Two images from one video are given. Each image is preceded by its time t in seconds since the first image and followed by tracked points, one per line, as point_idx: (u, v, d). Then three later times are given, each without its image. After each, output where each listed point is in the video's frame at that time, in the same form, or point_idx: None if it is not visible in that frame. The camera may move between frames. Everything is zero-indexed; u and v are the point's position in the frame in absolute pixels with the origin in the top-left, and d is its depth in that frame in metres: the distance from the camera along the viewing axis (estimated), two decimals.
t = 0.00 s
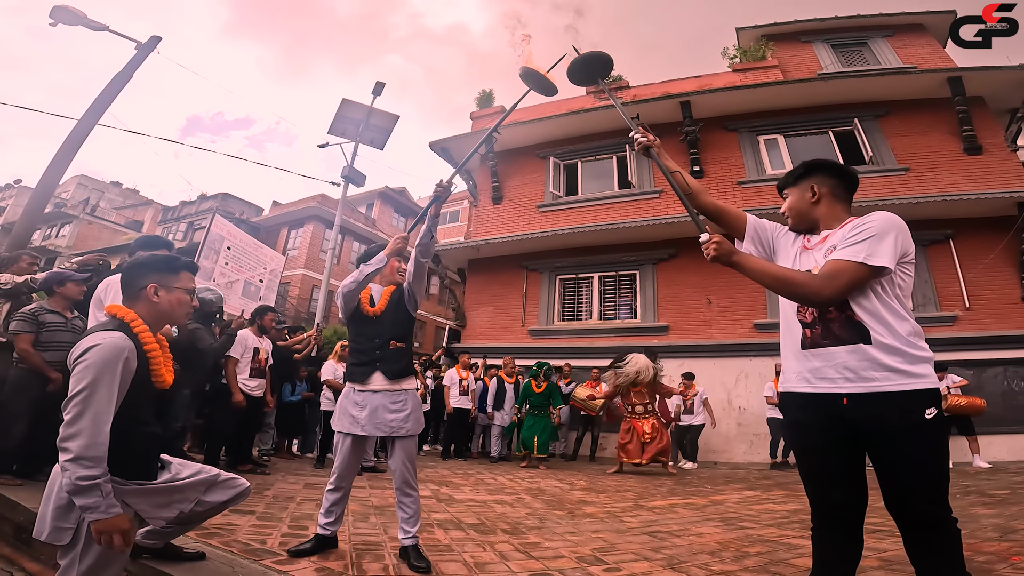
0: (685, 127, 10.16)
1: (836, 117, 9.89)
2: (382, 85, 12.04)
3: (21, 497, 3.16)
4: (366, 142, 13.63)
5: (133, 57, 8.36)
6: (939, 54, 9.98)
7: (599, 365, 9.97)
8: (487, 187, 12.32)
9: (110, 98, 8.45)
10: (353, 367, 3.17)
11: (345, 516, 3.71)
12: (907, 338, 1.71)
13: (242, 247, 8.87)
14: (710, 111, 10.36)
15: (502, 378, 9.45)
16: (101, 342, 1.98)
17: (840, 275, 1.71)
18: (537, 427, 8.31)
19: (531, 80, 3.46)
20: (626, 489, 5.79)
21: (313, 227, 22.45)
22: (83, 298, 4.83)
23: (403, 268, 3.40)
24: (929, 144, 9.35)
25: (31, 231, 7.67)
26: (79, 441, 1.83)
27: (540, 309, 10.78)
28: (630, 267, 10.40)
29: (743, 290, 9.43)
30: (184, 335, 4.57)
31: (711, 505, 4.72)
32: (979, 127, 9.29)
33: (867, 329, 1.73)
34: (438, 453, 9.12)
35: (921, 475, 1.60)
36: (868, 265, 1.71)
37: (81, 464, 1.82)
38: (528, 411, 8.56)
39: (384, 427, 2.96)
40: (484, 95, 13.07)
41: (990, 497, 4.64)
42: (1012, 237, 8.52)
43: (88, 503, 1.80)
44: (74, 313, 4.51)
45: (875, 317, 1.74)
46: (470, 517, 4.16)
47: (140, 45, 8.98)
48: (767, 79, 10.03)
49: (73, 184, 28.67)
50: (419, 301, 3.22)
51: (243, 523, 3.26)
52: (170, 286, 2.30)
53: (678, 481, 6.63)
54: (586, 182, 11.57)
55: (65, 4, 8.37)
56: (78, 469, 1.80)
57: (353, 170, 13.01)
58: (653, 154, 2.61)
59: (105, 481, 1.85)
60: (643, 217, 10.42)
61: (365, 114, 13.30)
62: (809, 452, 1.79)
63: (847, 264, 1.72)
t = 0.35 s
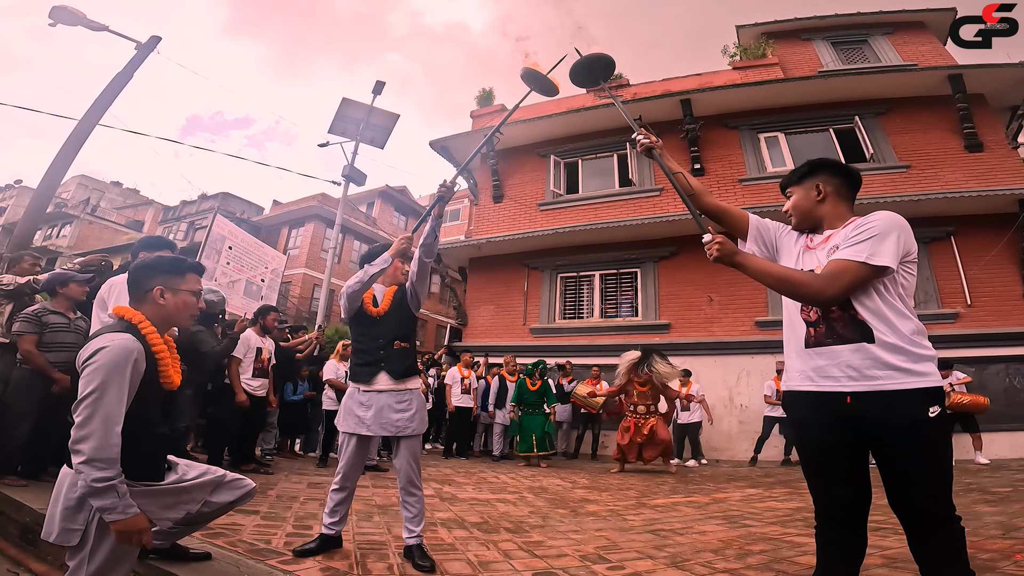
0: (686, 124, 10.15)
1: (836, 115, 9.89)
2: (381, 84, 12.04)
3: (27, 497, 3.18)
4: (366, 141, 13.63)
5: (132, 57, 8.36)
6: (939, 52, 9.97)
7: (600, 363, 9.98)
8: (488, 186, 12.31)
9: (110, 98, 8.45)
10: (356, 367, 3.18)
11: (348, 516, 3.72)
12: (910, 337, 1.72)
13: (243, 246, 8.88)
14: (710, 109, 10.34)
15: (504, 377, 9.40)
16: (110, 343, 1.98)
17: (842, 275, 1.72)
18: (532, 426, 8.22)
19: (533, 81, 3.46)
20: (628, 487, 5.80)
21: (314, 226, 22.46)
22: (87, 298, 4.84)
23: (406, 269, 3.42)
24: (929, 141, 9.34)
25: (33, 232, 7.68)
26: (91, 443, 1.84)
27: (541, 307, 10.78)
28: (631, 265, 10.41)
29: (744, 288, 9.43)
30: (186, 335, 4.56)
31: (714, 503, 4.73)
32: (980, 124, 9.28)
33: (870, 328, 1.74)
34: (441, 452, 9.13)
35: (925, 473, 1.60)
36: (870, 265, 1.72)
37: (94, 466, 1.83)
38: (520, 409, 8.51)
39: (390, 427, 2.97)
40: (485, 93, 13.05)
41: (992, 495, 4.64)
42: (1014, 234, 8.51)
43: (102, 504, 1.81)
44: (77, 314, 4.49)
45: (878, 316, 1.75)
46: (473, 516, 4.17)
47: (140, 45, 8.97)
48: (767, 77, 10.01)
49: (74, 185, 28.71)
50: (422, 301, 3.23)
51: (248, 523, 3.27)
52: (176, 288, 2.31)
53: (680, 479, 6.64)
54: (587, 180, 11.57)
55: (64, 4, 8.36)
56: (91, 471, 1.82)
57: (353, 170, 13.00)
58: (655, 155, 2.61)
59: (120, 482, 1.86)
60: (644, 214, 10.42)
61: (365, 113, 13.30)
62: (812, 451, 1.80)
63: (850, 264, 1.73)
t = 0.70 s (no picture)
0: (686, 123, 10.12)
1: (837, 113, 9.87)
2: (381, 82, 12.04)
3: (29, 497, 3.18)
4: (366, 140, 13.63)
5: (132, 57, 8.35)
6: (940, 49, 9.95)
7: (602, 361, 9.97)
8: (488, 184, 12.30)
9: (110, 98, 8.44)
10: (358, 367, 3.17)
11: (350, 515, 3.72)
12: (914, 335, 1.71)
13: (243, 246, 8.87)
14: (711, 107, 10.32)
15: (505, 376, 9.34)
16: (112, 343, 1.98)
17: (846, 274, 1.71)
18: (528, 424, 8.27)
19: (536, 82, 3.44)
20: (630, 485, 5.80)
21: (315, 225, 22.47)
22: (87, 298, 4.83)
23: (406, 269, 3.42)
24: (930, 138, 9.33)
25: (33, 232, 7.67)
26: (95, 443, 1.83)
27: (542, 306, 10.77)
28: (632, 264, 10.39)
29: (745, 286, 9.42)
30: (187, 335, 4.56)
31: (716, 501, 4.73)
32: (981, 121, 9.26)
33: (874, 327, 1.73)
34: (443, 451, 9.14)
35: (931, 471, 1.59)
36: (876, 263, 1.71)
37: (99, 466, 1.82)
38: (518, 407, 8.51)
39: (393, 426, 2.97)
40: (484, 92, 13.03)
41: (995, 493, 4.64)
42: (1015, 231, 8.50)
43: (106, 504, 1.81)
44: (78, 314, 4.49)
45: (882, 315, 1.74)
46: (475, 515, 4.17)
47: (139, 45, 8.96)
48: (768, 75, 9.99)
49: (74, 185, 28.71)
50: (423, 301, 3.23)
51: (250, 523, 3.27)
52: (176, 288, 2.31)
53: (682, 478, 6.63)
54: (588, 179, 11.55)
55: (63, 4, 8.34)
56: (95, 471, 1.81)
57: (354, 169, 13.00)
58: (656, 156, 2.60)
59: (124, 483, 1.86)
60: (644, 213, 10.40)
61: (365, 112, 13.28)
62: (818, 449, 1.79)
63: (855, 262, 1.72)
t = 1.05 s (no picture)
0: (686, 121, 10.10)
1: (837, 111, 9.86)
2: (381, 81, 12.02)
3: (31, 497, 3.19)
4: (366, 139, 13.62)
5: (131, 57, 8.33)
6: (940, 48, 9.94)
7: (603, 360, 9.96)
8: (488, 183, 12.29)
9: (109, 98, 8.42)
10: (358, 366, 3.17)
11: (352, 515, 3.72)
12: (914, 333, 1.70)
13: (244, 246, 8.86)
14: (711, 106, 10.30)
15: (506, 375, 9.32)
16: (114, 342, 1.97)
17: (848, 273, 1.70)
18: (525, 423, 8.29)
19: (537, 80, 3.43)
20: (632, 484, 5.79)
21: (315, 225, 22.46)
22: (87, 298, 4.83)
23: (406, 269, 3.42)
24: (930, 136, 9.32)
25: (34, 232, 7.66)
26: (98, 442, 1.83)
27: (542, 305, 10.77)
28: (632, 262, 10.38)
29: (746, 284, 9.41)
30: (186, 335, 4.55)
31: (718, 500, 4.72)
32: (981, 119, 9.25)
33: (874, 325, 1.72)
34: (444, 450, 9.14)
35: (934, 470, 1.59)
36: (877, 262, 1.70)
37: (102, 465, 1.82)
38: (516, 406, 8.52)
39: (393, 426, 2.96)
40: (484, 91, 13.01)
41: (997, 491, 4.63)
42: (1016, 228, 8.49)
43: (109, 503, 1.81)
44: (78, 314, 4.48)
45: (883, 313, 1.73)
46: (477, 515, 4.16)
47: (139, 45, 8.95)
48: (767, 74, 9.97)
49: (74, 185, 28.68)
50: (424, 300, 3.22)
51: (251, 522, 3.27)
52: (174, 288, 2.30)
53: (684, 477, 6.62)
54: (588, 177, 11.53)
55: (61, 4, 8.32)
56: (99, 470, 1.81)
57: (354, 168, 12.99)
58: (656, 156, 2.59)
59: (127, 482, 1.86)
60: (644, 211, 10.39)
61: (365, 111, 13.27)
62: (820, 448, 1.78)
63: (856, 261, 1.71)
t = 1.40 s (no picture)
0: (686, 119, 10.08)
1: (837, 109, 9.84)
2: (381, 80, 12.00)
3: (31, 498, 3.19)
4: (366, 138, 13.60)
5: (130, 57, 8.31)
6: (940, 46, 9.93)
7: (604, 359, 9.95)
8: (488, 182, 12.28)
9: (108, 98, 8.41)
10: (359, 365, 3.17)
11: (353, 514, 3.72)
12: (916, 331, 1.69)
13: (244, 245, 8.85)
14: (710, 104, 10.28)
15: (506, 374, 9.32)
16: (113, 340, 1.96)
17: (850, 271, 1.70)
18: (526, 422, 8.28)
19: (538, 76, 3.43)
20: (633, 483, 5.79)
21: (315, 224, 22.45)
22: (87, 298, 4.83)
23: (406, 268, 3.42)
24: (931, 134, 9.30)
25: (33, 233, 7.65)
26: (99, 441, 1.82)
27: (543, 303, 10.77)
28: (633, 260, 10.37)
29: (747, 282, 9.40)
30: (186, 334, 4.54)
31: (719, 499, 4.72)
32: (982, 118, 9.24)
33: (876, 324, 1.71)
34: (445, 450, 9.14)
35: (936, 469, 1.58)
36: (879, 260, 1.70)
37: (104, 464, 1.81)
38: (514, 405, 8.50)
39: (393, 425, 2.96)
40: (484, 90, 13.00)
41: (999, 490, 4.64)
42: (1017, 226, 8.48)
43: (112, 502, 1.81)
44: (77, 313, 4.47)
45: (884, 312, 1.72)
46: (479, 514, 4.16)
47: (138, 45, 8.93)
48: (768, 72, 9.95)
49: (74, 185, 28.64)
50: (424, 299, 3.20)
51: (252, 522, 3.27)
52: (171, 287, 2.29)
53: (685, 476, 6.61)
54: (588, 176, 11.52)
55: (60, 4, 8.31)
56: (101, 469, 1.80)
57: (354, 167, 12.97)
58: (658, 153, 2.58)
59: (129, 481, 1.86)
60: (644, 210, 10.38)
61: (364, 110, 13.25)
62: (822, 446, 1.77)
63: (858, 259, 1.71)
